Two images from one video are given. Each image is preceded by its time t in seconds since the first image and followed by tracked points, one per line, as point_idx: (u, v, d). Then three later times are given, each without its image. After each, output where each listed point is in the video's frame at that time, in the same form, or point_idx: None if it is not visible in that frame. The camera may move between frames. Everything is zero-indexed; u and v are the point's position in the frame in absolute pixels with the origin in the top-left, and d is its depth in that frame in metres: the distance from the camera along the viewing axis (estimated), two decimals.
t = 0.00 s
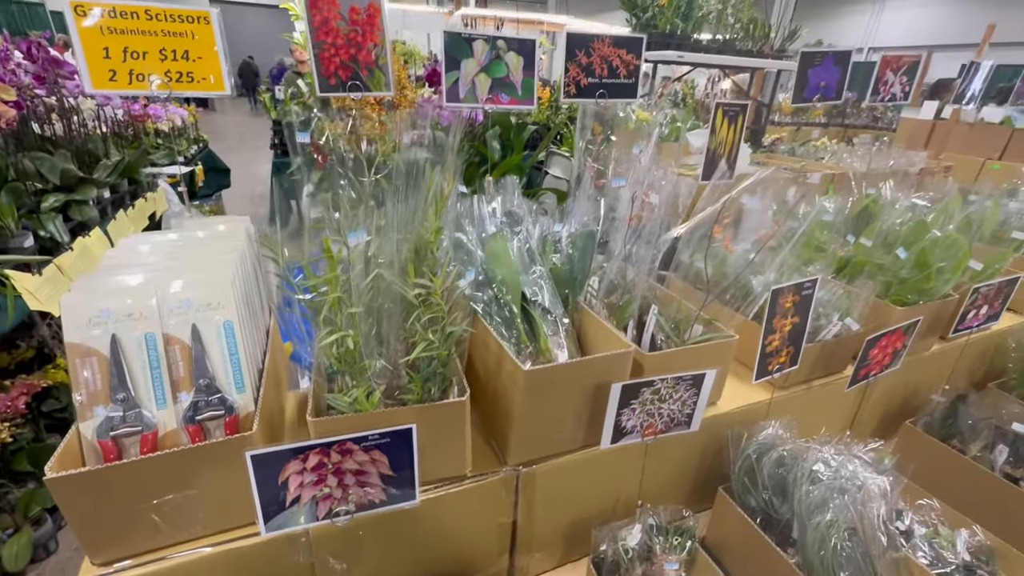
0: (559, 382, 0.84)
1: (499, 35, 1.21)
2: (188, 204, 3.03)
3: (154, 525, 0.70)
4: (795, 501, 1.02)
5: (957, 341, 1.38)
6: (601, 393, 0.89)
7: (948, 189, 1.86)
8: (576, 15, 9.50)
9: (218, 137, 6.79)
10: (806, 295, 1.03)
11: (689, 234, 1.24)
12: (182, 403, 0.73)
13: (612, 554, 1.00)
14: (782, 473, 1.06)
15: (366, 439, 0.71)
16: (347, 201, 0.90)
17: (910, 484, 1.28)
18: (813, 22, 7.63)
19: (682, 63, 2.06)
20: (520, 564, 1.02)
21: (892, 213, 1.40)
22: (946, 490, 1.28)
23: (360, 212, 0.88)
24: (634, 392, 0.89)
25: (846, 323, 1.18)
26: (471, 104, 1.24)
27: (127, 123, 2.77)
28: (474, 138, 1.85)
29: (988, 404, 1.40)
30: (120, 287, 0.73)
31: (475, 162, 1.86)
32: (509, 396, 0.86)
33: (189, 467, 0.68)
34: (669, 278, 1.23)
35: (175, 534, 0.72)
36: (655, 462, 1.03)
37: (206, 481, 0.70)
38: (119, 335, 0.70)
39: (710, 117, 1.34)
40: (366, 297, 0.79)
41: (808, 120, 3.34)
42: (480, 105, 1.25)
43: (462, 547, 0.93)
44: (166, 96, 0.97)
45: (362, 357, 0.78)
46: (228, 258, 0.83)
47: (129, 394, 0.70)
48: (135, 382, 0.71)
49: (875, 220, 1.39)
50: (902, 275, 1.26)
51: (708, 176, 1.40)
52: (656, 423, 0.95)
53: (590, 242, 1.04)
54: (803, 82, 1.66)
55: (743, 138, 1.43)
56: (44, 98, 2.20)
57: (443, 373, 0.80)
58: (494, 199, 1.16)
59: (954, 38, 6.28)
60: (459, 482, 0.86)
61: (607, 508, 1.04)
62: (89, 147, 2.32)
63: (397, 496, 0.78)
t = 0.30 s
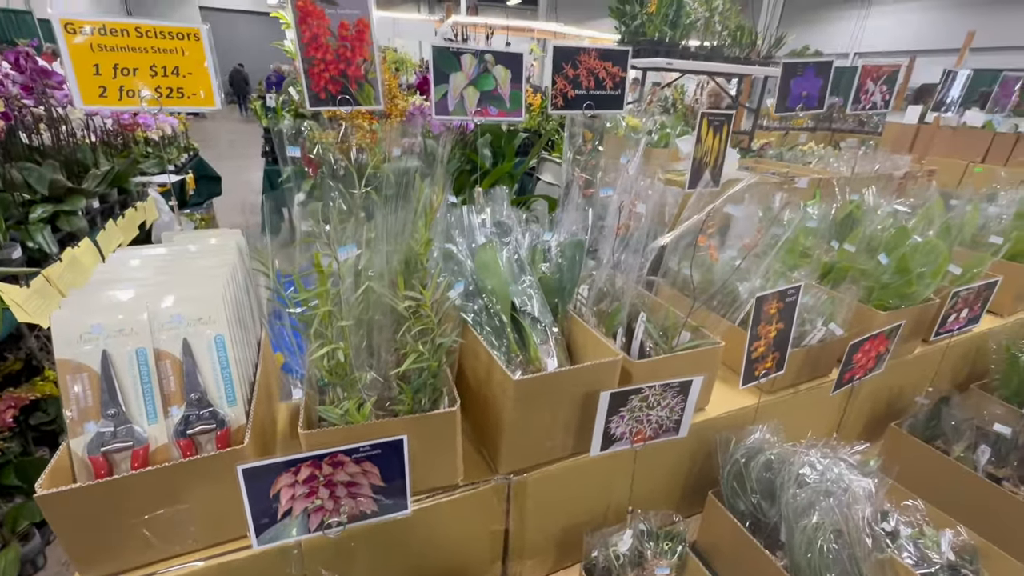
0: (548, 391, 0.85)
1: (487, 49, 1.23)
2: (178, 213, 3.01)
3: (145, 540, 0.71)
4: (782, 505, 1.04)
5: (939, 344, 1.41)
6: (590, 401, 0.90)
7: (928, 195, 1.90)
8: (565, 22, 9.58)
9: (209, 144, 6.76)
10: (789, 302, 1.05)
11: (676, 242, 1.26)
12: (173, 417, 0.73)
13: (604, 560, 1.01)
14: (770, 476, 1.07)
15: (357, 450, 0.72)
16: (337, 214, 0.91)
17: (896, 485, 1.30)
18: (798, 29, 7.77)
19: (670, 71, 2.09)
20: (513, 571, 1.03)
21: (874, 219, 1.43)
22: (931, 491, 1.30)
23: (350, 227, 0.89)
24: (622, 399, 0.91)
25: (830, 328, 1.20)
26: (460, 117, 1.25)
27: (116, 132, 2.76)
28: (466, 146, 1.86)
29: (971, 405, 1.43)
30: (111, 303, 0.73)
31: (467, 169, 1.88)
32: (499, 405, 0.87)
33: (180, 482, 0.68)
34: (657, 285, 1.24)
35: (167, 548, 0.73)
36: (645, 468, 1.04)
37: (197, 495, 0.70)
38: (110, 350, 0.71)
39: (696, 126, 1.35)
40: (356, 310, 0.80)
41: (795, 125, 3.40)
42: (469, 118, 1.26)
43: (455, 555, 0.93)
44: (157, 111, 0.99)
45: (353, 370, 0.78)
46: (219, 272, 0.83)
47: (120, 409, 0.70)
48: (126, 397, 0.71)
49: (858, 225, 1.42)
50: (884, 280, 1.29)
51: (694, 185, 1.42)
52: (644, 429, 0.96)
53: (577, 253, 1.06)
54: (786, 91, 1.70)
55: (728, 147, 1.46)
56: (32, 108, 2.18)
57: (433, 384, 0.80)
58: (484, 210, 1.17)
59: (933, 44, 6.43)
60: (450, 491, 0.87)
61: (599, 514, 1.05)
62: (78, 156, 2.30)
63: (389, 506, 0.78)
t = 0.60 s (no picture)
0: (537, 399, 0.86)
1: (474, 62, 1.25)
2: (167, 222, 2.99)
3: (134, 555, 0.71)
4: (770, 507, 1.05)
5: (921, 346, 1.44)
6: (579, 408, 0.91)
7: (910, 199, 1.94)
8: (554, 29, 9.66)
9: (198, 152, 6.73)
10: (773, 307, 1.07)
11: (662, 249, 1.27)
12: (163, 430, 0.73)
13: (594, 565, 1.03)
14: (757, 479, 1.09)
15: (347, 461, 0.73)
16: (327, 226, 0.92)
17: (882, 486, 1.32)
18: (784, 36, 7.90)
19: (658, 78, 2.12)
20: None
21: (857, 224, 1.46)
22: (915, 491, 1.32)
23: (339, 239, 0.90)
24: (610, 406, 0.92)
25: (814, 332, 1.22)
26: (447, 128, 1.27)
27: (104, 141, 2.75)
28: (456, 153, 1.88)
29: (953, 406, 1.46)
30: (101, 317, 0.73)
31: (457, 177, 1.89)
32: (488, 414, 0.88)
33: (170, 495, 0.69)
34: (646, 291, 1.26)
35: (156, 562, 0.73)
36: (634, 473, 1.05)
37: (187, 508, 0.70)
38: (99, 364, 0.71)
39: (681, 134, 1.38)
40: (345, 321, 0.81)
41: (781, 130, 3.45)
42: (457, 128, 1.28)
43: (447, 563, 0.94)
44: (146, 124, 0.99)
45: (342, 380, 0.79)
46: (208, 285, 0.84)
47: (109, 423, 0.70)
48: (115, 411, 0.71)
49: (841, 230, 1.45)
50: (866, 284, 1.31)
51: (680, 192, 1.45)
52: (633, 435, 0.98)
53: (565, 261, 1.07)
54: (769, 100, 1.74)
55: (713, 154, 1.48)
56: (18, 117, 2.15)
57: (423, 394, 0.81)
58: (473, 219, 1.19)
59: (914, 50, 6.58)
60: (442, 499, 0.87)
61: (590, 520, 1.06)
62: (65, 166, 2.27)
63: (379, 515, 0.79)
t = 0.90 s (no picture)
0: (524, 406, 0.87)
1: (461, 71, 1.26)
2: (157, 230, 2.96)
3: (119, 569, 0.70)
4: (758, 510, 1.06)
5: (906, 347, 1.46)
6: (567, 414, 0.92)
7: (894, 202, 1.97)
8: (546, 34, 9.71)
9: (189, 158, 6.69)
10: (759, 311, 1.08)
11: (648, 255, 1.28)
12: (149, 443, 0.73)
13: (585, 571, 1.03)
14: (746, 482, 1.10)
15: (335, 471, 0.73)
16: (315, 236, 0.94)
17: (869, 487, 1.34)
18: (772, 40, 7.99)
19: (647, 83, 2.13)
20: None
21: (841, 228, 1.48)
22: (901, 491, 1.34)
23: (326, 250, 0.91)
24: (598, 412, 0.92)
25: (801, 335, 1.24)
26: (435, 137, 1.28)
27: (92, 148, 2.73)
28: (447, 158, 1.88)
29: (938, 406, 1.48)
30: (86, 330, 0.73)
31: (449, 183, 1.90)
32: (477, 421, 0.88)
33: (156, 508, 0.68)
34: (634, 296, 1.27)
35: None
36: (624, 478, 1.06)
37: (174, 520, 0.70)
38: (84, 378, 0.70)
39: (668, 141, 1.39)
40: (332, 331, 0.81)
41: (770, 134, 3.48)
42: (445, 137, 1.29)
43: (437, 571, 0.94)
44: (132, 135, 0.99)
45: (330, 390, 0.79)
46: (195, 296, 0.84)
47: (94, 437, 0.70)
48: (100, 424, 0.71)
49: (827, 234, 1.47)
50: (851, 287, 1.33)
51: (667, 197, 1.47)
52: (622, 440, 0.98)
53: (553, 267, 1.08)
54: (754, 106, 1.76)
55: (700, 160, 1.50)
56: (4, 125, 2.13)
57: (411, 402, 0.82)
58: (461, 226, 1.19)
59: (900, 53, 6.67)
60: (431, 507, 0.87)
61: (581, 525, 1.07)
62: (53, 174, 2.24)
63: (367, 524, 0.79)
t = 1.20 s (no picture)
0: (510, 409, 0.87)
1: (447, 75, 1.26)
2: (149, 235, 2.94)
3: None
4: (746, 510, 1.07)
5: (893, 347, 1.47)
6: (554, 416, 0.92)
7: (882, 202, 1.99)
8: (539, 37, 9.75)
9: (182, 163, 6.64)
10: (745, 312, 1.09)
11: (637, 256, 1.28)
12: (131, 450, 0.73)
13: (573, 573, 1.03)
14: (735, 482, 1.10)
15: (320, 476, 0.72)
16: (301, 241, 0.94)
17: (858, 486, 1.34)
18: (764, 43, 8.06)
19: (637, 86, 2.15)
20: None
21: (827, 229, 1.50)
22: (890, 489, 1.35)
23: (312, 254, 0.91)
24: (584, 414, 0.92)
25: (788, 336, 1.24)
26: (422, 140, 1.28)
27: (82, 153, 2.71)
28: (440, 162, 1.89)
29: (925, 405, 1.49)
30: (67, 337, 0.73)
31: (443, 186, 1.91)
32: (463, 424, 0.88)
33: (138, 515, 0.68)
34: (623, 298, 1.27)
35: None
36: (613, 479, 1.06)
37: (156, 528, 0.70)
38: (64, 385, 0.70)
39: (655, 143, 1.40)
40: (317, 336, 0.81)
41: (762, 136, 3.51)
42: (432, 140, 1.29)
43: None
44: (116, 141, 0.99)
45: (315, 395, 0.79)
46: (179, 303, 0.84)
47: (75, 444, 0.69)
48: (81, 431, 0.70)
49: (814, 235, 1.47)
50: (838, 287, 1.34)
51: (654, 198, 1.47)
52: (609, 441, 0.98)
53: (541, 269, 1.08)
54: (741, 109, 1.78)
55: (688, 162, 1.51)
56: None
57: (397, 406, 0.82)
58: (449, 230, 1.19)
59: (890, 55, 6.75)
60: (419, 511, 0.87)
61: (570, 527, 1.07)
62: (42, 179, 2.21)
63: (353, 530, 0.78)
